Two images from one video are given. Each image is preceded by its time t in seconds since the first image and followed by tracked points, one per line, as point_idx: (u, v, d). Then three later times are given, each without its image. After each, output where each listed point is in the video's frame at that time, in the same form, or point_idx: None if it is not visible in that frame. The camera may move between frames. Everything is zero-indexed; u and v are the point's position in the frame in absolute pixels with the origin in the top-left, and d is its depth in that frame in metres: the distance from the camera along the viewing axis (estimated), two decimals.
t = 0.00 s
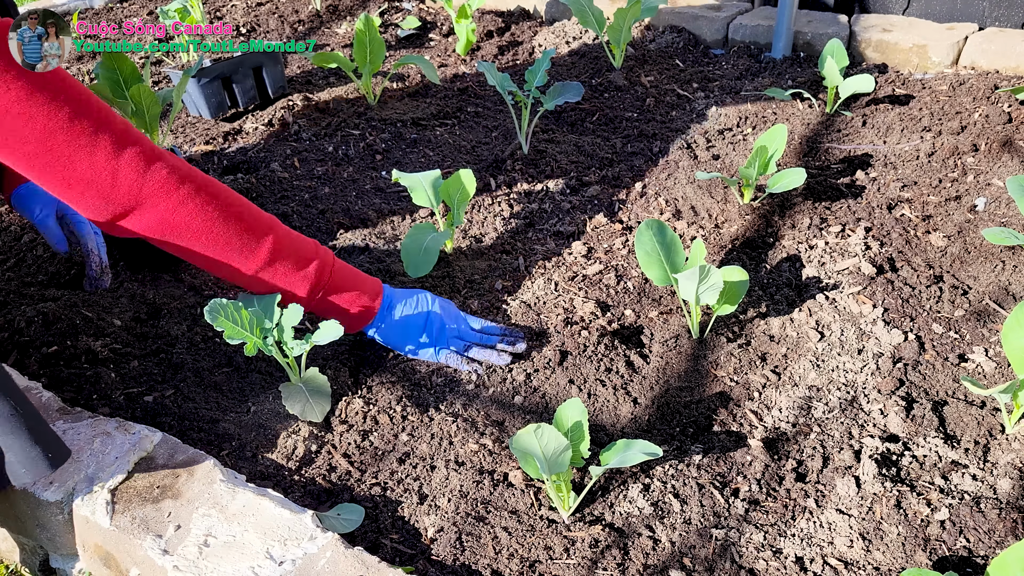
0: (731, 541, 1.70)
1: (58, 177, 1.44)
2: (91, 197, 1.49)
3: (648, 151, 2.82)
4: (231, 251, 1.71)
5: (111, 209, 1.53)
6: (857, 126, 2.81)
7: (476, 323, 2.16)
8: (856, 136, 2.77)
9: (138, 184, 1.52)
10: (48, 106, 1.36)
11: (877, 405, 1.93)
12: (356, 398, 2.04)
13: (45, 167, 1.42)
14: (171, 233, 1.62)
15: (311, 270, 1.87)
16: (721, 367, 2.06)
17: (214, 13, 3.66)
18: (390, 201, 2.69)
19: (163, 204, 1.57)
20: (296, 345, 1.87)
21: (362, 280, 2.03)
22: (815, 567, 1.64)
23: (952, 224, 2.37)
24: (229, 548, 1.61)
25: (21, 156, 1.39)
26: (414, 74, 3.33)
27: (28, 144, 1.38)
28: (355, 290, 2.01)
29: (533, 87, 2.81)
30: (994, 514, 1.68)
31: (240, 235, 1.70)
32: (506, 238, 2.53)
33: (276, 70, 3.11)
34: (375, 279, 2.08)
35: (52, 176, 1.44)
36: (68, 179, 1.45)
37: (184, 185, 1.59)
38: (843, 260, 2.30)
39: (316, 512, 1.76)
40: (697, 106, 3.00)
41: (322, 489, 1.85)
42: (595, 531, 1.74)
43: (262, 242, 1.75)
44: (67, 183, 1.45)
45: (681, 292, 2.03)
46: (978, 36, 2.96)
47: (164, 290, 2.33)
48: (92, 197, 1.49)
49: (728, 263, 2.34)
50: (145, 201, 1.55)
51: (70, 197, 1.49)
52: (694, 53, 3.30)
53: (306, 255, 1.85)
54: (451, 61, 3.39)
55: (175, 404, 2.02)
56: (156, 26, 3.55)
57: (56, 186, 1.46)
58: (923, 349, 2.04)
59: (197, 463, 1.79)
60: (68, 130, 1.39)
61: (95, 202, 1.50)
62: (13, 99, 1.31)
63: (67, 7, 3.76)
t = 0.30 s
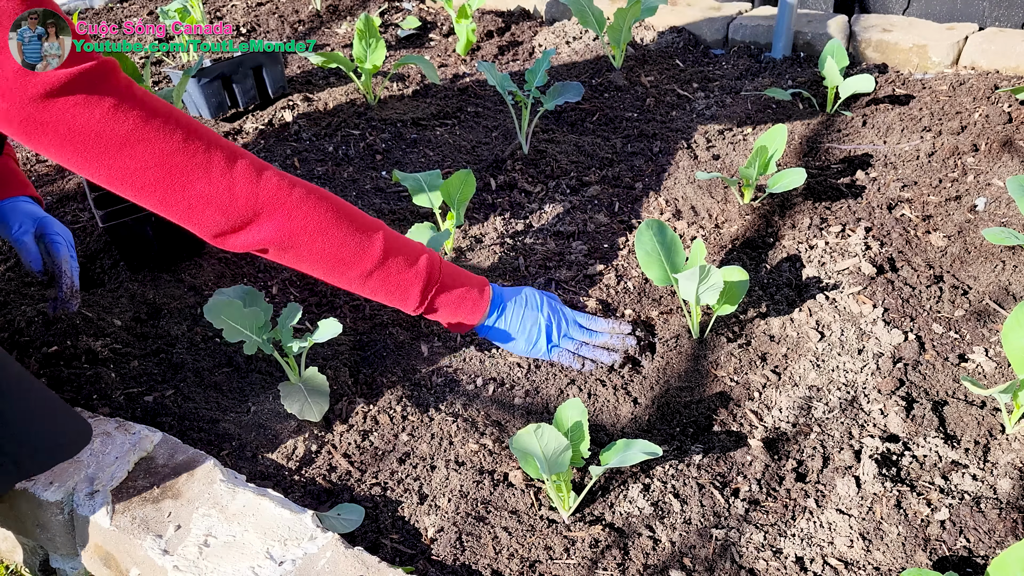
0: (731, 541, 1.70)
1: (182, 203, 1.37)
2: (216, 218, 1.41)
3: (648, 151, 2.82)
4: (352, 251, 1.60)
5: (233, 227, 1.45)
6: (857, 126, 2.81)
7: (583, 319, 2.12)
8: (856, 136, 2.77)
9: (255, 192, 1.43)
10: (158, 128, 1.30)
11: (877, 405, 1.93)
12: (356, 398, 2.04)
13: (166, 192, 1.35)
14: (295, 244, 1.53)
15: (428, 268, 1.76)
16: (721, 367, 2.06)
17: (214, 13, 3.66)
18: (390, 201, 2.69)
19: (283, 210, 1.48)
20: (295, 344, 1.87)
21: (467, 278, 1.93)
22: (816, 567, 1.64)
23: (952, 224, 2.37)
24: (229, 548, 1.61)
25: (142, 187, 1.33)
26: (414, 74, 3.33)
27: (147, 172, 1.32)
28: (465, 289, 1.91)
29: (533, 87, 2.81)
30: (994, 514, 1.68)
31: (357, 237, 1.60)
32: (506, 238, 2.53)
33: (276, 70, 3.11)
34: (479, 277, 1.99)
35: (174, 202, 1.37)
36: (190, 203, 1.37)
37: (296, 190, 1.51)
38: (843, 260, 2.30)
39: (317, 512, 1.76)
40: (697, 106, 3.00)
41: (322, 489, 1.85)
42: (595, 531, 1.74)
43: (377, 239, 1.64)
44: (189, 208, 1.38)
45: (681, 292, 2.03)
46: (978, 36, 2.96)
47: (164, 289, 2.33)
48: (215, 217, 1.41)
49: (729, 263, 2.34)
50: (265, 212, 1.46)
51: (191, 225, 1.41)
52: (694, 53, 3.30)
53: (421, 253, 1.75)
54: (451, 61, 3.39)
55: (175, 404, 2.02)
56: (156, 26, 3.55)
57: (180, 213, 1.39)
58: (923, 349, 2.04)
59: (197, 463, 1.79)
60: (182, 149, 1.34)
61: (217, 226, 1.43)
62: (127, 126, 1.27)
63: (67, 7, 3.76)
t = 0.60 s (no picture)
0: (731, 541, 1.70)
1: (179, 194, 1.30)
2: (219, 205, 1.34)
3: (648, 151, 2.82)
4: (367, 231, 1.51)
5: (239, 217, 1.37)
6: (857, 126, 2.81)
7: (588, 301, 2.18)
8: (856, 136, 2.77)
9: (260, 179, 1.35)
10: (151, 116, 1.25)
11: (877, 405, 1.93)
12: (356, 398, 2.04)
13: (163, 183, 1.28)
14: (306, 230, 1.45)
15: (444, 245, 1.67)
16: (721, 367, 2.06)
17: (214, 13, 3.67)
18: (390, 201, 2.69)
19: (287, 199, 1.40)
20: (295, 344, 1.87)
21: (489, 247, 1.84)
22: (816, 567, 1.64)
23: (952, 224, 2.37)
24: (228, 548, 1.61)
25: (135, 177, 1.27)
26: (414, 74, 3.33)
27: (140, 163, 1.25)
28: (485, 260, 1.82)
29: (533, 87, 2.81)
30: (994, 514, 1.68)
31: (365, 213, 1.51)
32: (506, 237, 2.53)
33: (276, 70, 3.11)
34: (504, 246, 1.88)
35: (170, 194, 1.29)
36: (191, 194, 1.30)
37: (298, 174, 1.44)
38: (843, 260, 2.30)
39: (316, 512, 1.76)
40: (697, 106, 3.00)
41: (322, 489, 1.85)
42: (595, 531, 1.74)
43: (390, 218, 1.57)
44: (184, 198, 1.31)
45: (681, 292, 2.03)
46: (978, 36, 2.97)
47: (164, 289, 2.33)
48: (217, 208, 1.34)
49: (729, 263, 2.34)
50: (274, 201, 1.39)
51: (193, 217, 1.35)
52: (694, 53, 3.30)
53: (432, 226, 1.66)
54: (451, 61, 3.39)
55: (175, 404, 2.02)
56: (156, 26, 3.55)
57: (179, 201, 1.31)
58: (923, 349, 2.04)
59: (197, 463, 1.80)
60: (176, 140, 1.27)
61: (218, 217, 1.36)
62: (118, 117, 1.21)
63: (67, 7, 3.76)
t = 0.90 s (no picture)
0: (731, 541, 1.70)
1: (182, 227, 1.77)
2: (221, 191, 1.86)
3: (648, 151, 2.82)
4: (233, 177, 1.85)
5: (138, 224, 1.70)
6: (857, 126, 2.80)
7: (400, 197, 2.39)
8: (856, 136, 2.76)
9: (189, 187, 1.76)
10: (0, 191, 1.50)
11: (877, 405, 1.93)
12: (356, 398, 2.04)
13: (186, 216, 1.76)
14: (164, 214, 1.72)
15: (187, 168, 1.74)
16: (721, 367, 2.06)
17: (214, 13, 3.67)
18: (390, 201, 2.69)
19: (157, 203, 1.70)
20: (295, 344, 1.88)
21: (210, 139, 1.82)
22: (816, 567, 1.64)
23: (952, 224, 2.37)
24: (229, 548, 1.61)
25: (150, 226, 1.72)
26: (414, 74, 3.33)
27: (74, 223, 1.61)
28: (222, 154, 1.83)
29: (533, 87, 2.81)
30: (994, 514, 1.68)
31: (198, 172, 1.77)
32: (506, 237, 2.53)
33: (276, 71, 3.11)
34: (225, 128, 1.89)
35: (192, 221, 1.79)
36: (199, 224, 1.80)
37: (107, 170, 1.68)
38: (843, 260, 2.30)
39: (316, 512, 1.76)
40: (697, 106, 3.00)
41: (322, 489, 1.85)
42: (595, 531, 1.74)
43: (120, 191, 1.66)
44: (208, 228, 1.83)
45: (681, 292, 2.03)
46: (978, 36, 2.97)
47: (164, 290, 2.33)
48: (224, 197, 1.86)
49: (729, 263, 2.34)
50: (141, 205, 1.68)
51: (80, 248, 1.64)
52: (694, 53, 3.30)
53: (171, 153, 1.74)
54: (451, 61, 3.39)
55: (175, 404, 2.02)
56: (156, 26, 3.55)
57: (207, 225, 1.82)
58: (923, 349, 2.04)
59: (197, 464, 1.79)
60: (138, 171, 1.69)
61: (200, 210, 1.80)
62: None
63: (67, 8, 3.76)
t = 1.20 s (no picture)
0: (731, 541, 1.70)
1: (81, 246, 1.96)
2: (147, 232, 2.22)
3: (648, 151, 2.82)
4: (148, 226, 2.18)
5: (88, 237, 1.95)
6: (857, 126, 2.80)
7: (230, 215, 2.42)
8: (856, 136, 2.76)
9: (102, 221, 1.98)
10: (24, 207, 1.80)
11: (877, 405, 1.93)
12: (356, 398, 2.04)
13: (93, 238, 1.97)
14: (94, 232, 1.96)
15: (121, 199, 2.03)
16: (721, 367, 2.06)
17: (214, 12, 3.66)
18: (390, 201, 2.68)
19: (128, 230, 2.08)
20: (295, 344, 1.88)
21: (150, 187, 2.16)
22: (815, 567, 1.64)
23: (952, 224, 2.37)
24: (229, 548, 1.61)
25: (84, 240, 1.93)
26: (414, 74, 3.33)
27: (51, 230, 1.85)
28: (163, 204, 2.19)
29: (533, 87, 2.81)
30: (994, 514, 1.68)
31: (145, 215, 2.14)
32: (506, 238, 2.53)
33: (276, 70, 3.11)
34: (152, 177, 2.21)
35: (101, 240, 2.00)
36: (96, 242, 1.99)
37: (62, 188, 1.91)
38: (843, 260, 2.30)
39: (316, 512, 1.76)
40: (697, 106, 3.00)
41: (322, 489, 1.85)
42: (595, 531, 1.74)
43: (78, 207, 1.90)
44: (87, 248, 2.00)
45: (681, 292, 2.03)
46: (978, 36, 2.97)
47: (164, 290, 2.32)
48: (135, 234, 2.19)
49: (729, 263, 2.34)
50: (88, 223, 1.93)
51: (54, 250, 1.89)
52: (694, 53, 3.30)
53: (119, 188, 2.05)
54: (450, 61, 3.39)
55: (175, 404, 2.02)
56: (156, 26, 3.54)
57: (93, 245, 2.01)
58: (923, 349, 2.04)
59: (197, 463, 1.79)
60: (90, 198, 1.95)
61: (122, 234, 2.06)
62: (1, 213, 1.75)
63: (67, 8, 3.76)
